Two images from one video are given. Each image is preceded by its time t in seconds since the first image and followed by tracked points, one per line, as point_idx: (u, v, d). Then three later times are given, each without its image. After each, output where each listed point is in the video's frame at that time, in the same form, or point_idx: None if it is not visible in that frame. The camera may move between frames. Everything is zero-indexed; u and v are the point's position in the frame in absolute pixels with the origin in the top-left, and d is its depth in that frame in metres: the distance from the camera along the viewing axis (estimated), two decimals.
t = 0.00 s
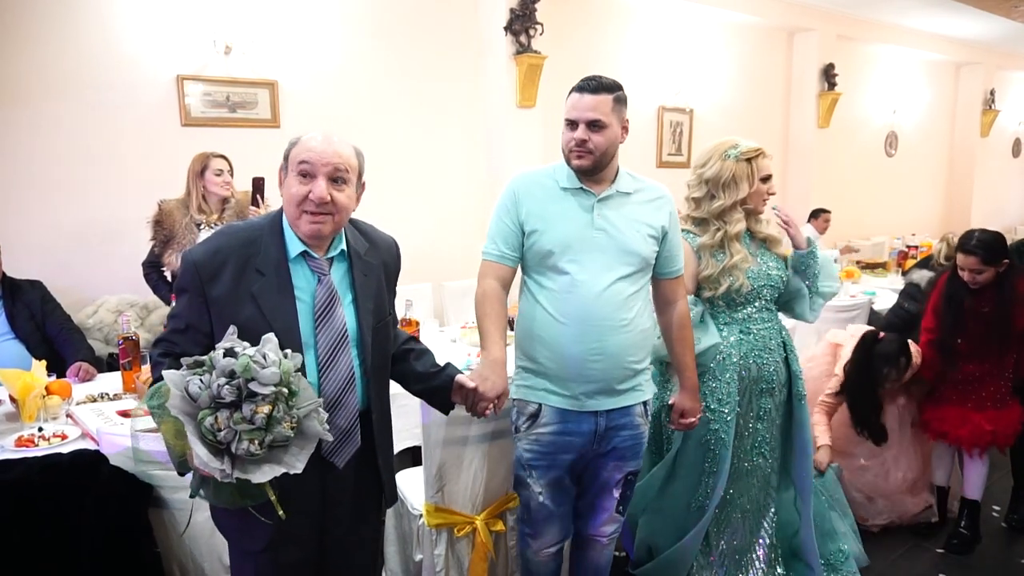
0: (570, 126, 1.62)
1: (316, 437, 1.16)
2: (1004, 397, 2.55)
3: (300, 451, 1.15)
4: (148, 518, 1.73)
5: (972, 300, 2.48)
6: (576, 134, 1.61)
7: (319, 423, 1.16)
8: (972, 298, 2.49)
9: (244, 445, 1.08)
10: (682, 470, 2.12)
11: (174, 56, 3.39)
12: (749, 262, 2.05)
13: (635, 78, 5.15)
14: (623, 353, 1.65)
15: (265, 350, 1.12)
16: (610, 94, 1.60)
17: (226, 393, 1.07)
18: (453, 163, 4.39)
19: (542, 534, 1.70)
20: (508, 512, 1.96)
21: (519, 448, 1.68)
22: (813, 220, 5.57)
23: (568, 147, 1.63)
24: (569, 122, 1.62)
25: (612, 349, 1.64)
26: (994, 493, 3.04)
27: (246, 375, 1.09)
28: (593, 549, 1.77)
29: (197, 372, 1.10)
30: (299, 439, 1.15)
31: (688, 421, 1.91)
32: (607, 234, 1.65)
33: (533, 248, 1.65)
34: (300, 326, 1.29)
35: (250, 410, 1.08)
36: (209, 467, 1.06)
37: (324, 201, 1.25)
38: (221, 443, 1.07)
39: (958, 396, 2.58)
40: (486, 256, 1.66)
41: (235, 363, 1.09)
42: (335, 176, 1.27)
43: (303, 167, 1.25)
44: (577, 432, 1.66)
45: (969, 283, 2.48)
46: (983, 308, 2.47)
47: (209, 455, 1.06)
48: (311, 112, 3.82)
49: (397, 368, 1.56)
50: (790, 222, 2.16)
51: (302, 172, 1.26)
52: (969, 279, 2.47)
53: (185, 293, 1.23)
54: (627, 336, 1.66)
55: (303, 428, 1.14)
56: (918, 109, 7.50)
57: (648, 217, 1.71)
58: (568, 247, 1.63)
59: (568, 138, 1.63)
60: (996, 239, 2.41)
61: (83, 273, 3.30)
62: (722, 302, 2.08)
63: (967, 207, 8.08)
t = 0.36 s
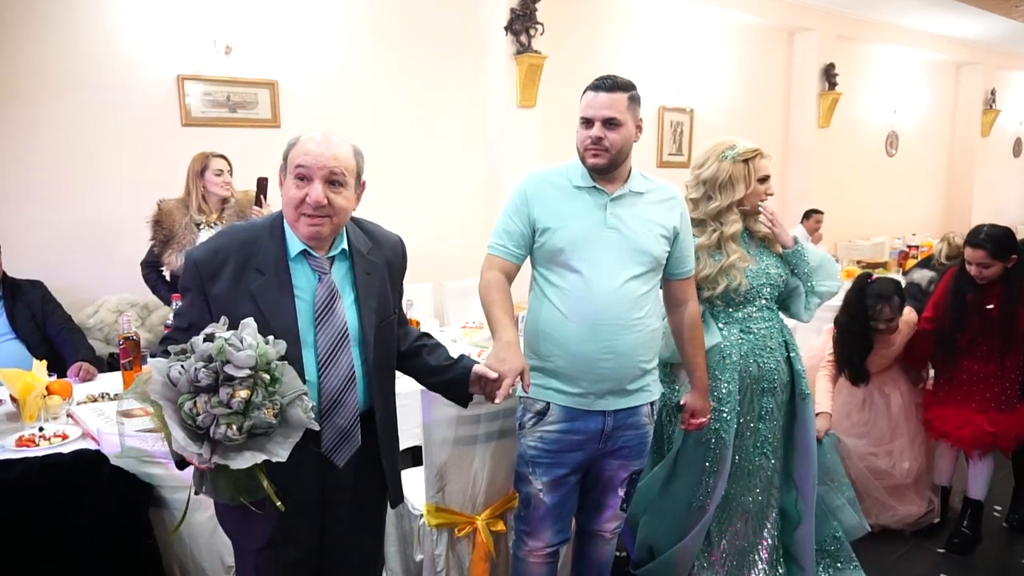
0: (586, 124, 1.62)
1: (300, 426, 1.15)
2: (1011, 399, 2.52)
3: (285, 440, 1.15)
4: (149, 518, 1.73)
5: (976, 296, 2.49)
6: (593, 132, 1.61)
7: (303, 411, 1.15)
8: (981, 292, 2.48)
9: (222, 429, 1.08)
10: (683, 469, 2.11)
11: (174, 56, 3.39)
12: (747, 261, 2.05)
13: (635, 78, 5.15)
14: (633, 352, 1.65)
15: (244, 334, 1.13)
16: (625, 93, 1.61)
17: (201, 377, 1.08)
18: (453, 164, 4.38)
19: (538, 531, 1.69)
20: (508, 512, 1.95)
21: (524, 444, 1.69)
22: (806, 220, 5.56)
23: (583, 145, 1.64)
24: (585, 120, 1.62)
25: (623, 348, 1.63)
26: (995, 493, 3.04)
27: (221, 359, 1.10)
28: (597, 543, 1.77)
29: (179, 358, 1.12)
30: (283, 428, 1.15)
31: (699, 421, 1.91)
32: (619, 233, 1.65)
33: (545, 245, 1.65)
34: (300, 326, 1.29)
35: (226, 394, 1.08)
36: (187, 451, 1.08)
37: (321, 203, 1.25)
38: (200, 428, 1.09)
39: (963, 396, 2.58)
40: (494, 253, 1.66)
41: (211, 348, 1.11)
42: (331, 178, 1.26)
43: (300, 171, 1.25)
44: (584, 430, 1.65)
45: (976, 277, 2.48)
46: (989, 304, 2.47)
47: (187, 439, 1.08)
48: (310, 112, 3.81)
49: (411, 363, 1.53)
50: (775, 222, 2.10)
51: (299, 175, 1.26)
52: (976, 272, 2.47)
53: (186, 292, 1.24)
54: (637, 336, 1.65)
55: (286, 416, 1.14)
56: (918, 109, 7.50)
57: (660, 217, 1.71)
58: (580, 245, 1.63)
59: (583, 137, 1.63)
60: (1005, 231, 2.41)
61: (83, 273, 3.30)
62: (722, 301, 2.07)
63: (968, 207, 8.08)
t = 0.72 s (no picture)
0: (586, 125, 1.63)
1: (295, 431, 1.15)
2: (1018, 402, 2.51)
3: (279, 445, 1.16)
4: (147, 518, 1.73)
5: (974, 289, 2.51)
6: (593, 133, 1.61)
7: (298, 417, 1.15)
8: (978, 283, 2.51)
9: (215, 433, 1.08)
10: (682, 469, 2.12)
11: (173, 56, 3.39)
12: (744, 262, 2.05)
13: (634, 79, 5.14)
14: (631, 353, 1.65)
15: (239, 339, 1.14)
16: (627, 94, 1.61)
17: (196, 380, 1.09)
18: (453, 164, 4.39)
19: (540, 532, 1.68)
20: (507, 512, 1.95)
21: (524, 445, 1.68)
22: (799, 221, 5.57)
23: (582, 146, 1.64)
24: (586, 120, 1.63)
25: (620, 349, 1.64)
26: (994, 494, 3.04)
27: (215, 363, 1.10)
28: (596, 542, 1.77)
29: (176, 362, 1.13)
30: (278, 433, 1.15)
31: (687, 423, 1.96)
32: (619, 234, 1.65)
33: (545, 244, 1.65)
34: (300, 327, 1.29)
35: (220, 398, 1.09)
36: (180, 454, 1.09)
37: (323, 209, 1.25)
38: (194, 431, 1.10)
39: (967, 399, 2.58)
40: (493, 251, 1.66)
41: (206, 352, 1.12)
42: (335, 184, 1.26)
43: (302, 176, 1.25)
44: (583, 431, 1.65)
45: (973, 263, 2.50)
46: (986, 300, 2.49)
47: (181, 442, 1.09)
48: (310, 113, 3.82)
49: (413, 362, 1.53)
50: (773, 222, 2.13)
51: (301, 181, 1.26)
52: (973, 254, 2.49)
53: (189, 291, 1.25)
54: (635, 337, 1.66)
55: (281, 422, 1.14)
56: (918, 109, 7.49)
57: (660, 218, 1.72)
58: (580, 245, 1.63)
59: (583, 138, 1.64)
60: (1007, 221, 2.44)
61: (83, 274, 3.30)
62: (718, 302, 2.08)
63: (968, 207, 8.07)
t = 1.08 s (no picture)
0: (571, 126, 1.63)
1: (283, 425, 1.14)
2: (1020, 403, 2.49)
3: (267, 438, 1.14)
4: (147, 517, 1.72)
5: (977, 283, 2.52)
6: (575, 135, 1.62)
7: (286, 409, 1.14)
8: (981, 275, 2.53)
9: (199, 421, 1.07)
10: (681, 467, 2.11)
11: (173, 55, 3.39)
12: (745, 261, 2.05)
13: (635, 79, 5.14)
14: (621, 354, 1.65)
15: (228, 327, 1.13)
16: (611, 94, 1.59)
17: (183, 367, 1.08)
18: (453, 164, 4.38)
19: (527, 532, 1.68)
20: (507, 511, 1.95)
21: (513, 443, 1.68)
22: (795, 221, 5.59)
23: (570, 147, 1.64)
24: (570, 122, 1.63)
25: (610, 348, 1.63)
26: (995, 494, 3.04)
27: (202, 351, 1.09)
28: (592, 541, 1.77)
29: (166, 350, 1.13)
30: (265, 426, 1.14)
31: (678, 420, 1.95)
32: (611, 233, 1.65)
33: (535, 243, 1.65)
34: (303, 325, 1.29)
35: (205, 386, 1.08)
36: (164, 442, 1.08)
37: (341, 214, 1.24)
38: (179, 419, 1.09)
39: (970, 400, 2.57)
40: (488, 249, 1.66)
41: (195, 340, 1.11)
42: (349, 188, 1.26)
43: (316, 184, 1.23)
44: (574, 429, 1.65)
45: (975, 256, 2.53)
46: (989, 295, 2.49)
47: (166, 430, 1.08)
48: (310, 112, 3.81)
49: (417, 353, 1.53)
50: (775, 222, 2.11)
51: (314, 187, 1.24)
52: (976, 247, 2.52)
53: (192, 290, 1.25)
54: (625, 337, 1.65)
55: (268, 414, 1.13)
56: (918, 109, 7.50)
57: (653, 219, 1.71)
58: (570, 244, 1.63)
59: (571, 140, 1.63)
60: (1011, 215, 2.47)
61: (83, 273, 3.30)
62: (718, 301, 2.08)
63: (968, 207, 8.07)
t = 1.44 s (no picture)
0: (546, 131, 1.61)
1: (221, 397, 1.11)
2: (1012, 400, 2.52)
3: (203, 410, 1.12)
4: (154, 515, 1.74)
5: (976, 281, 2.51)
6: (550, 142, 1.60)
7: (227, 381, 1.11)
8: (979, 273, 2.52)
9: (129, 377, 1.04)
10: (689, 470, 2.11)
11: (179, 56, 3.40)
12: (752, 262, 2.04)
13: (639, 78, 5.14)
14: (593, 357, 1.64)
15: (174, 284, 1.11)
16: (586, 97, 1.57)
17: (121, 319, 1.06)
18: (457, 163, 4.39)
19: (517, 526, 1.71)
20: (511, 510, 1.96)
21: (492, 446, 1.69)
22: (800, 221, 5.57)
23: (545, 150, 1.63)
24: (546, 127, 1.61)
25: (582, 352, 1.62)
26: (999, 493, 3.03)
27: (142, 305, 1.07)
28: (582, 540, 1.77)
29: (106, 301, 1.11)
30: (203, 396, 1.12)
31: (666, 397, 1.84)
32: (583, 235, 1.64)
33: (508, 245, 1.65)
34: (298, 323, 1.29)
35: (141, 341, 1.06)
36: (88, 394, 1.05)
37: (327, 207, 1.25)
38: (109, 373, 1.06)
39: (966, 399, 2.56)
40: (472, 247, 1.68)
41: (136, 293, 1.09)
42: (337, 183, 1.26)
43: (305, 176, 1.25)
44: (549, 434, 1.65)
45: (974, 250, 2.52)
46: (986, 292, 2.49)
47: (92, 382, 1.05)
48: (315, 112, 3.82)
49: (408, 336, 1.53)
50: (784, 220, 2.15)
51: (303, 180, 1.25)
52: (976, 240, 2.52)
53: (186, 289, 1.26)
54: (598, 340, 1.64)
55: (208, 383, 1.11)
56: (923, 109, 7.47)
57: (629, 220, 1.70)
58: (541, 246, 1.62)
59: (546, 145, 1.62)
60: (1011, 211, 2.47)
61: (89, 273, 3.32)
62: (725, 302, 2.07)
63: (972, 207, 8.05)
